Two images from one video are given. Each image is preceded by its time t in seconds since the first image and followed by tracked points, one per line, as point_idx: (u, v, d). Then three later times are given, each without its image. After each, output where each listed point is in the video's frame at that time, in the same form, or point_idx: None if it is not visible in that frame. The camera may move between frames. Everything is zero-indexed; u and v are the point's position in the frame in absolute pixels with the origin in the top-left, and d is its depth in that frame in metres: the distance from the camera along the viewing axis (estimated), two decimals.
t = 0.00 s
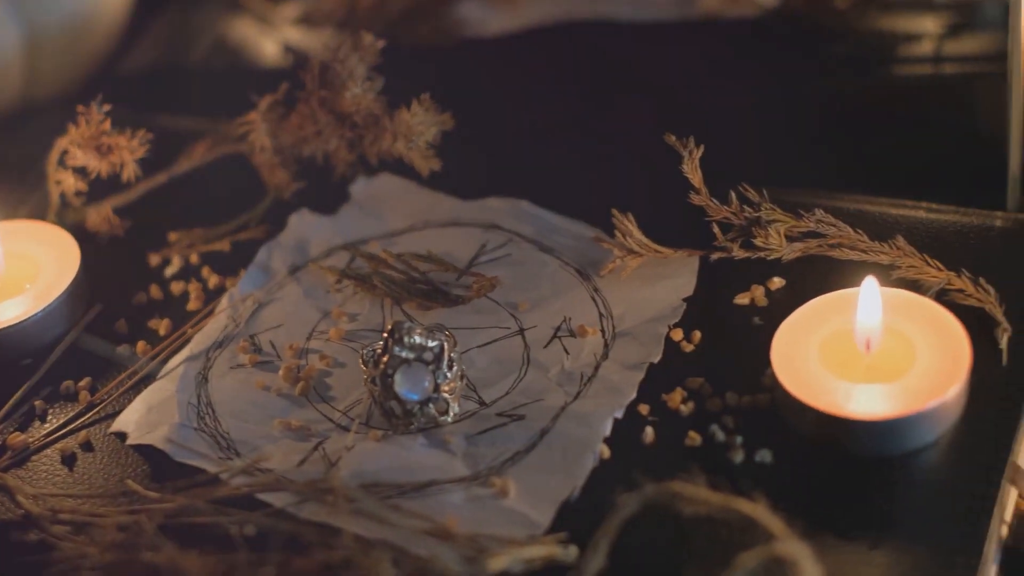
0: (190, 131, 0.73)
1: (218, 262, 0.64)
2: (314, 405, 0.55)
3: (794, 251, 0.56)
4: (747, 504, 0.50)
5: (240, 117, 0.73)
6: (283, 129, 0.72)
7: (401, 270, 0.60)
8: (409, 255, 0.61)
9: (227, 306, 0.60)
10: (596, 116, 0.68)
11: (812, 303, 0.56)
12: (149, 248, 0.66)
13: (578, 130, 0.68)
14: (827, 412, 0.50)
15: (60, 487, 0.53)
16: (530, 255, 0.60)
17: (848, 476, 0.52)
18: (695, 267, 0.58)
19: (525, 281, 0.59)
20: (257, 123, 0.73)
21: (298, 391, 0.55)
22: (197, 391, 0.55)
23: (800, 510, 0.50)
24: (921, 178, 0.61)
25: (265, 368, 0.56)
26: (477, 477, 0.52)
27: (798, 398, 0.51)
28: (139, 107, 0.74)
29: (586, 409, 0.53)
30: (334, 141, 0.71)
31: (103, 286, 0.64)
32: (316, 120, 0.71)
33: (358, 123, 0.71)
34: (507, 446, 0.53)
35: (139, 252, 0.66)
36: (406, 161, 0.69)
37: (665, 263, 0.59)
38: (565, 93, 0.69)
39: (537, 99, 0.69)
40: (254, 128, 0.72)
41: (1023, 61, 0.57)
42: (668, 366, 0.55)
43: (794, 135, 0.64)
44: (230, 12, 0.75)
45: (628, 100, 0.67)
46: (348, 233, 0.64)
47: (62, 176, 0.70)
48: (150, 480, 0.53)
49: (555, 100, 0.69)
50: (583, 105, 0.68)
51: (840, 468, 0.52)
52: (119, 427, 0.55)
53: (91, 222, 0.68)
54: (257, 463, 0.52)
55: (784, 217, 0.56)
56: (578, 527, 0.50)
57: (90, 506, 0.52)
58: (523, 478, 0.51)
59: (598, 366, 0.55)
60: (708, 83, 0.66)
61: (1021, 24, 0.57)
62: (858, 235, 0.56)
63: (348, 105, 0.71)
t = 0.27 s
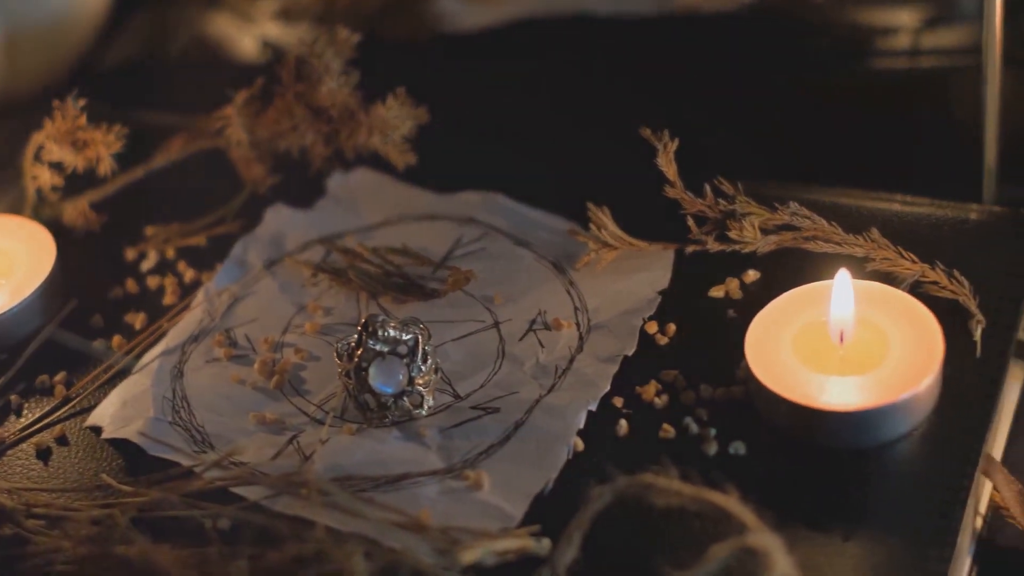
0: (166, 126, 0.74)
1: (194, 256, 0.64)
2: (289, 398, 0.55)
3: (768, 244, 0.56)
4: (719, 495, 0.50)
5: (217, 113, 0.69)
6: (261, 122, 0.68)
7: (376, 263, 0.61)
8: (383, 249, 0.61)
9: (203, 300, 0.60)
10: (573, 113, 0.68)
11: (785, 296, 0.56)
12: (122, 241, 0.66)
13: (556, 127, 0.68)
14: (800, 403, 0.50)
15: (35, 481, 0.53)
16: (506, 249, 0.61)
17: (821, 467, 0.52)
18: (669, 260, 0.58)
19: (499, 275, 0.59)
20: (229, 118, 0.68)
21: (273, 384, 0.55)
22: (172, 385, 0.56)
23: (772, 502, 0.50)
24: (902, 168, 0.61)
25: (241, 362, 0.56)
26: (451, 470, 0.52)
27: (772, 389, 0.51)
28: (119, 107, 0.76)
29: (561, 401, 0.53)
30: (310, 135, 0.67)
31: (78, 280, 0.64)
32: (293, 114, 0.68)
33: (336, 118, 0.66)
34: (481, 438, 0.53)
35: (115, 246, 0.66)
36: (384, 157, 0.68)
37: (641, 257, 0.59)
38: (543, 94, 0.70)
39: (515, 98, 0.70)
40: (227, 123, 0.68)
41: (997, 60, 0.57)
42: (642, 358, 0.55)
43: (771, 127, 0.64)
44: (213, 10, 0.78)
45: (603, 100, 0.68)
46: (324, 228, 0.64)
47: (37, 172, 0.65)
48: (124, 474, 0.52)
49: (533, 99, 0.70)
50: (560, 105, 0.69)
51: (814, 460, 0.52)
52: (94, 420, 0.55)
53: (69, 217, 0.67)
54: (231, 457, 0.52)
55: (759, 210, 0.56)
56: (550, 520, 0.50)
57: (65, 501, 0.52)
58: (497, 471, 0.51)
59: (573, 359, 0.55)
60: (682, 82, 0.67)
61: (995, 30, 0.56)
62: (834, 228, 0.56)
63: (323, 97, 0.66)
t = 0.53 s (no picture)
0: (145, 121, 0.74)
1: (173, 251, 0.65)
2: (267, 393, 0.55)
3: (746, 238, 0.56)
4: (695, 488, 0.50)
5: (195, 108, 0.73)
6: (241, 117, 0.72)
7: (355, 258, 0.61)
8: (362, 244, 0.62)
9: (181, 295, 0.61)
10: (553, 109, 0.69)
11: (763, 289, 0.56)
12: (102, 237, 0.67)
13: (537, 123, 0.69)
14: (778, 397, 0.50)
15: (12, 476, 0.53)
16: (484, 243, 0.61)
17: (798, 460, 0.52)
18: (648, 254, 0.58)
19: (478, 270, 0.60)
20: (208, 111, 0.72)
21: (250, 379, 0.55)
22: (150, 380, 0.56)
23: (748, 495, 0.50)
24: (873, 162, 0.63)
25: (219, 357, 0.57)
26: (429, 464, 0.52)
27: (749, 383, 0.51)
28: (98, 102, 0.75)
29: (538, 395, 0.53)
30: (289, 129, 0.71)
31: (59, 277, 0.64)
32: (271, 108, 0.71)
33: (312, 112, 0.70)
34: (458, 432, 0.53)
35: (95, 241, 0.67)
36: (364, 151, 0.69)
37: (618, 251, 0.59)
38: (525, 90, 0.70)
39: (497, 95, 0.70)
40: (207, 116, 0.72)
41: (974, 65, 0.58)
42: (621, 352, 0.55)
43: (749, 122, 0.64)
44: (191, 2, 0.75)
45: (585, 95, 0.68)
46: (302, 220, 0.65)
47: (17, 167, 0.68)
48: (102, 468, 0.52)
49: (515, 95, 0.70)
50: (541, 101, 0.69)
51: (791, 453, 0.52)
52: (73, 415, 0.55)
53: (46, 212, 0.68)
54: (208, 450, 0.52)
55: (736, 204, 0.56)
56: (527, 514, 0.50)
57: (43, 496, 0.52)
58: (475, 465, 0.51)
59: (551, 352, 0.55)
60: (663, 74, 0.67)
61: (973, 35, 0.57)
62: (811, 222, 0.56)
63: (300, 94, 0.71)
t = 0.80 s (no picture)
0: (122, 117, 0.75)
1: (148, 246, 0.65)
2: (240, 387, 0.55)
3: (719, 230, 0.56)
4: (666, 480, 0.50)
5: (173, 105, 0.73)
6: (215, 113, 0.72)
7: (329, 252, 0.62)
8: (337, 238, 0.62)
9: (156, 290, 0.61)
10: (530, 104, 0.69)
11: (735, 283, 0.56)
12: (78, 232, 0.67)
13: (514, 118, 0.69)
14: (750, 389, 0.50)
15: None
16: (457, 236, 0.61)
17: (769, 452, 0.52)
18: (622, 248, 0.59)
19: (452, 264, 0.60)
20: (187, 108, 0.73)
21: (224, 373, 0.55)
22: (124, 375, 0.56)
23: (719, 487, 0.50)
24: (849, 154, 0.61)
25: (193, 352, 0.57)
26: (401, 457, 0.52)
27: (721, 375, 0.51)
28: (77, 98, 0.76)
29: (511, 387, 0.54)
30: (265, 125, 0.71)
31: (35, 272, 0.64)
32: (246, 104, 0.72)
33: (285, 108, 0.71)
34: (431, 426, 0.53)
35: (70, 236, 0.67)
36: (337, 146, 0.69)
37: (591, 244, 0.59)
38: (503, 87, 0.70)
39: (475, 92, 0.71)
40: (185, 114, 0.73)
41: (948, 56, 0.58)
42: (594, 344, 0.55)
43: (723, 116, 0.64)
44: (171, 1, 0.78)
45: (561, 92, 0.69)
46: (277, 215, 0.65)
47: None
48: (75, 462, 0.52)
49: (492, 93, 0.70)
50: (519, 98, 0.70)
51: (762, 445, 0.52)
52: (48, 409, 0.55)
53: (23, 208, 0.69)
54: (180, 443, 0.52)
55: (710, 197, 0.56)
56: (499, 507, 0.50)
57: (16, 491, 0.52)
58: (447, 458, 0.52)
59: (523, 346, 0.55)
60: (637, 76, 0.68)
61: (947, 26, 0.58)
62: (785, 215, 0.56)
63: (274, 89, 0.72)
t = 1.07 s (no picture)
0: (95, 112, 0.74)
1: (123, 242, 0.65)
2: (213, 381, 0.55)
3: (691, 224, 0.56)
4: (635, 472, 0.50)
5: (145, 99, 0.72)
6: (189, 109, 0.70)
7: (302, 246, 0.62)
8: (311, 233, 0.62)
9: (129, 284, 0.61)
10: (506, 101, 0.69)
11: (707, 276, 0.56)
12: (53, 228, 0.67)
13: (490, 114, 0.69)
14: (720, 381, 0.50)
15: None
16: (431, 231, 0.62)
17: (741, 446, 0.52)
18: (595, 242, 0.59)
19: (425, 258, 0.60)
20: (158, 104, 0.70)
21: (196, 367, 0.56)
22: (97, 370, 0.56)
23: (689, 481, 0.50)
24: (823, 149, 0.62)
25: (166, 347, 0.57)
26: (373, 451, 0.52)
27: (692, 368, 0.51)
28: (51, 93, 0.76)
29: (482, 381, 0.54)
30: (239, 122, 0.70)
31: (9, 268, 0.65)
32: (219, 98, 0.70)
33: (261, 104, 0.70)
34: (403, 420, 0.53)
35: (44, 232, 0.67)
36: (310, 138, 0.68)
37: (567, 238, 0.60)
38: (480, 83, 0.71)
39: (452, 89, 0.71)
40: (156, 109, 0.70)
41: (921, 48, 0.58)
42: (566, 338, 0.56)
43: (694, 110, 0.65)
44: None
45: (537, 88, 0.69)
46: (251, 211, 0.65)
47: None
48: (48, 457, 0.52)
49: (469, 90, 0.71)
50: (495, 95, 0.70)
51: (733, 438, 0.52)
52: (20, 404, 0.55)
53: None
54: (152, 438, 0.52)
55: (682, 190, 0.56)
56: (470, 500, 0.50)
57: None
58: (418, 452, 0.52)
59: (496, 340, 0.55)
60: (611, 72, 0.68)
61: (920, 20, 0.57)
62: (757, 208, 0.56)
63: (248, 84, 0.70)
